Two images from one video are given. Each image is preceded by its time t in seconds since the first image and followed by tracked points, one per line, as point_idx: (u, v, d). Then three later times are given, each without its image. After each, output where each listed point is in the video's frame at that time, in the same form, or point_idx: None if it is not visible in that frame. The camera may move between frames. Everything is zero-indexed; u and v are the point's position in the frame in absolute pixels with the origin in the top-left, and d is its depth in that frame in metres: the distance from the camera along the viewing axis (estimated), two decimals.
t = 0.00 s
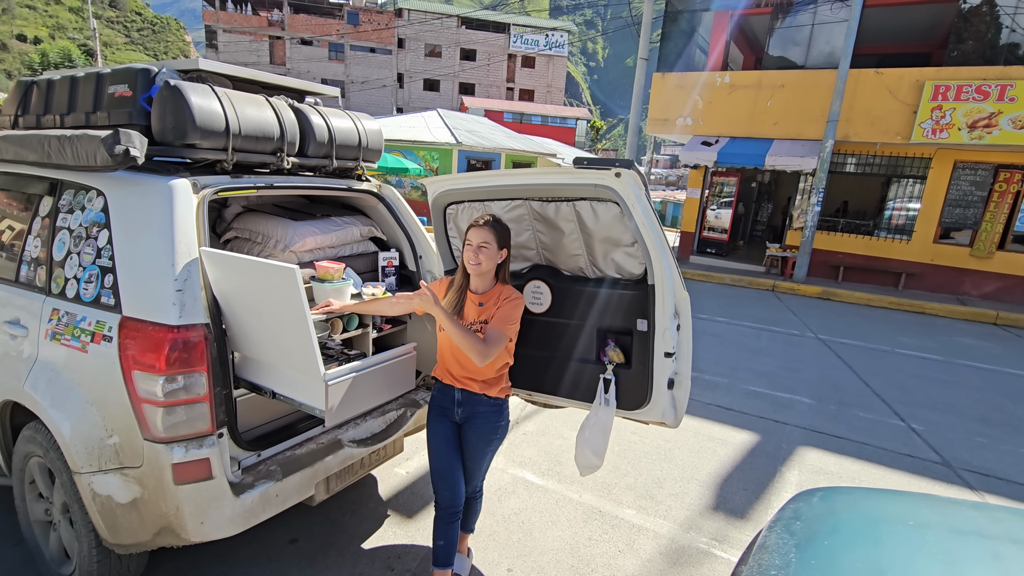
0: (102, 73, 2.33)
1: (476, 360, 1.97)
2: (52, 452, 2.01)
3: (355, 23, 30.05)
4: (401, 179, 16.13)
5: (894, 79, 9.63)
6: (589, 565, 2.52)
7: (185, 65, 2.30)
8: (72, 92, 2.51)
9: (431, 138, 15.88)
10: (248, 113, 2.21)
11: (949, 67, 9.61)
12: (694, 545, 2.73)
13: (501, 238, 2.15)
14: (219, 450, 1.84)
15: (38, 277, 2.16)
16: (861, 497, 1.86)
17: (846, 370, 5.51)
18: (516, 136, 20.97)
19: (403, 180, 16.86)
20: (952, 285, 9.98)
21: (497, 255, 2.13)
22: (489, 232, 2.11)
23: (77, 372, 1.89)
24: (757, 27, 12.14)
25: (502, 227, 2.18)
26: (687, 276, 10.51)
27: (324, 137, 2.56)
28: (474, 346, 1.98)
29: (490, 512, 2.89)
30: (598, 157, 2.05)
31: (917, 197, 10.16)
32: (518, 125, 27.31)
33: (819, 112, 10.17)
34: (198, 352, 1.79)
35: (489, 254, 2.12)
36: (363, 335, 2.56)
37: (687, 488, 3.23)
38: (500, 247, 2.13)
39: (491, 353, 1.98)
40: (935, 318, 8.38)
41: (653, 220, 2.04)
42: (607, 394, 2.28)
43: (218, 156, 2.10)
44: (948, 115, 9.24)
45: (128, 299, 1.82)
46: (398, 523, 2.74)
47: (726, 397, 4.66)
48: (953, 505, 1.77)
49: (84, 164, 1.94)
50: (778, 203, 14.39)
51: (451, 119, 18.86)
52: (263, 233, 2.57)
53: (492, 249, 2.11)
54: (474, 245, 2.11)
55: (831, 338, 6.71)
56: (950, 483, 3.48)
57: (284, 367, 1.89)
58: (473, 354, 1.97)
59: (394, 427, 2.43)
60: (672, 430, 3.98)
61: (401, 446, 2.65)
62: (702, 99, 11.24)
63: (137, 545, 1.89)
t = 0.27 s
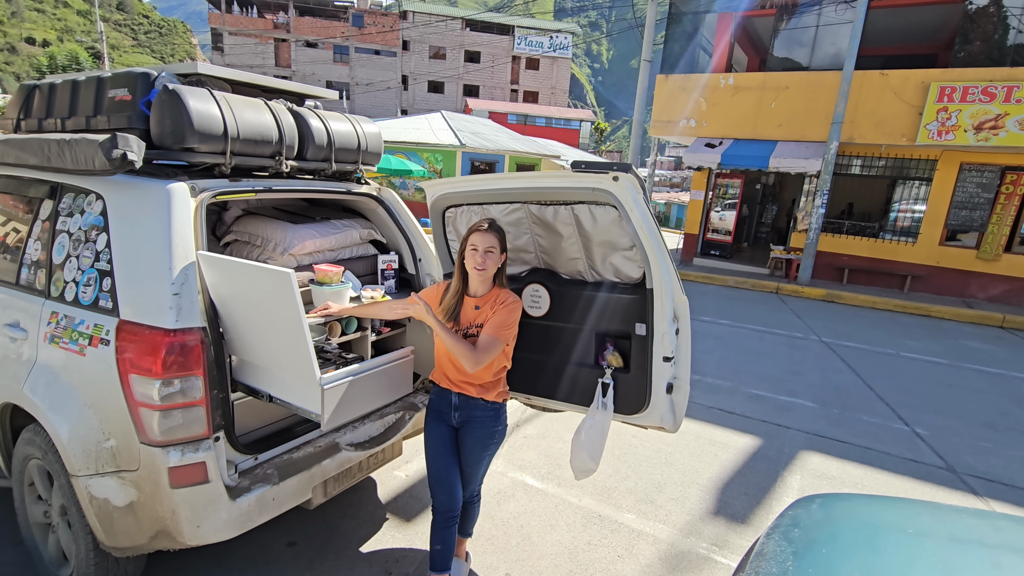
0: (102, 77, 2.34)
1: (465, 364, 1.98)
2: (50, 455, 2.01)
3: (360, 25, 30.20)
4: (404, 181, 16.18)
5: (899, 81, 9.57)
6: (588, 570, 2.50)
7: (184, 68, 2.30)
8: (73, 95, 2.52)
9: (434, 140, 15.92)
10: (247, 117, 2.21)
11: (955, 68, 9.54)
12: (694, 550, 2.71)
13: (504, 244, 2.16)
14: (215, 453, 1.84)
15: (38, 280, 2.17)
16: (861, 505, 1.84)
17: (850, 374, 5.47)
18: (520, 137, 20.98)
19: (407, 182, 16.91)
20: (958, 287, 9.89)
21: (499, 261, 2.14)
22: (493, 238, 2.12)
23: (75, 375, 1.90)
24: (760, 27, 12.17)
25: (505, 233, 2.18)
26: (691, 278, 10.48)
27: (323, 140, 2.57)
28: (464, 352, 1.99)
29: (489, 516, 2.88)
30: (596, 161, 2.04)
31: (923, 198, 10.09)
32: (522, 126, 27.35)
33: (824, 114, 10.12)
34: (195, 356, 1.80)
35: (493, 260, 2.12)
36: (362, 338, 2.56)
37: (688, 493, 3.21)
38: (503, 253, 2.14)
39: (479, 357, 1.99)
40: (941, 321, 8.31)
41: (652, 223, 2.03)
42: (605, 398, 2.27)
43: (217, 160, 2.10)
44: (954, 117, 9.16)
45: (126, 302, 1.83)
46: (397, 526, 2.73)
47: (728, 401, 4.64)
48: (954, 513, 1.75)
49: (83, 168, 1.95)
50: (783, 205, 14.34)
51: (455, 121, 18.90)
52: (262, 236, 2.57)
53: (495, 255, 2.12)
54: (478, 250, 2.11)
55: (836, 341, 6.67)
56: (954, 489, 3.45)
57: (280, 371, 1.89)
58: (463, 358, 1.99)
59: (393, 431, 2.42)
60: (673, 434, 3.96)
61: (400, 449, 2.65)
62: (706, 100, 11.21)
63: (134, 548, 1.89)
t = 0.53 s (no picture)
0: (105, 78, 2.35)
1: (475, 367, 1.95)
2: (52, 454, 2.02)
3: (366, 26, 30.31)
4: (409, 181, 16.21)
5: (908, 80, 9.48)
6: (590, 572, 2.48)
7: (186, 69, 2.31)
8: (76, 96, 2.53)
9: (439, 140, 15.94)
10: (248, 116, 2.21)
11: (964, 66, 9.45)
12: (697, 553, 2.68)
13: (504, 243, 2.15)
14: (215, 454, 1.84)
15: (40, 279, 2.18)
16: (866, 509, 1.81)
17: (857, 375, 5.42)
18: (525, 137, 20.96)
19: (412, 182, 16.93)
20: (968, 288, 9.78)
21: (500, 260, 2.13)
22: (493, 237, 2.11)
23: (76, 374, 1.90)
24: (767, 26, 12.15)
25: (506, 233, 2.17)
26: (696, 278, 10.42)
27: (324, 140, 2.56)
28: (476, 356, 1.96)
29: (491, 517, 2.87)
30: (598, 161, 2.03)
31: (931, 198, 9.99)
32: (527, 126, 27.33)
33: (831, 114, 10.04)
34: (194, 356, 1.79)
35: (494, 259, 2.11)
36: (363, 338, 2.55)
37: (691, 495, 3.19)
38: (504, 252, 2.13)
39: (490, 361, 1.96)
40: (950, 323, 8.22)
41: (654, 223, 2.02)
42: (607, 399, 2.25)
43: (218, 161, 2.11)
44: (963, 116, 9.08)
45: (126, 302, 1.83)
46: (398, 527, 2.73)
47: (733, 402, 4.60)
48: (961, 518, 1.72)
49: (84, 168, 1.95)
50: (790, 205, 14.24)
51: (460, 121, 18.90)
52: (264, 236, 2.57)
53: (496, 254, 2.11)
54: (478, 249, 2.10)
55: (842, 342, 6.61)
56: (962, 492, 3.40)
57: (280, 372, 1.88)
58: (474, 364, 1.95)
59: (394, 431, 2.42)
60: (677, 435, 3.94)
61: (401, 450, 2.64)
62: (712, 100, 11.15)
63: (134, 548, 1.89)
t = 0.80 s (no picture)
0: (116, 79, 2.38)
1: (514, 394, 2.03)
2: (62, 451, 2.05)
3: (376, 27, 30.50)
4: (419, 181, 16.27)
5: (922, 78, 9.33)
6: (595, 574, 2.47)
7: (195, 70, 2.32)
8: (88, 97, 2.57)
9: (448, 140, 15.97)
10: (254, 117, 2.23)
11: (981, 64, 9.29)
12: (705, 556, 2.66)
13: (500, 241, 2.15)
14: (221, 452, 1.85)
15: (52, 278, 2.21)
16: (876, 513, 1.78)
17: (869, 377, 5.34)
18: (534, 137, 20.94)
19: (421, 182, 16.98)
20: (984, 289, 9.62)
21: (498, 257, 2.13)
22: (489, 235, 2.11)
23: (85, 373, 1.92)
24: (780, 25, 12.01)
25: (502, 230, 2.17)
26: (706, 279, 10.35)
27: (331, 140, 2.57)
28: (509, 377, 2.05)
29: (497, 517, 2.86)
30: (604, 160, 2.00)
31: (946, 198, 9.84)
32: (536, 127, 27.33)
33: (843, 113, 9.91)
34: (201, 355, 1.81)
35: (491, 256, 2.11)
36: (370, 338, 2.55)
37: (699, 497, 3.16)
38: (501, 249, 2.13)
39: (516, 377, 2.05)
40: (965, 324, 8.09)
41: (661, 223, 2.00)
42: (613, 400, 2.24)
43: (226, 161, 2.12)
44: (979, 114, 8.94)
45: (135, 301, 1.85)
46: (404, 527, 2.73)
47: (742, 404, 4.56)
48: (974, 524, 1.68)
49: (94, 168, 1.97)
50: (802, 205, 14.10)
51: (469, 122, 18.94)
52: (272, 236, 2.59)
53: (494, 251, 2.11)
54: (475, 248, 2.10)
55: (854, 344, 6.52)
56: (976, 497, 3.34)
57: (285, 371, 1.89)
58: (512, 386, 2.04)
59: (399, 431, 2.42)
60: (685, 437, 3.91)
61: (407, 450, 2.64)
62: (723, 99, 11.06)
63: (142, 545, 1.91)
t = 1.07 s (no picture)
0: (137, 81, 2.42)
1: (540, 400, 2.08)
2: (83, 447, 2.09)
3: (393, 29, 30.72)
4: (434, 181, 16.34)
5: (948, 75, 9.11)
6: None
7: (214, 71, 2.35)
8: (110, 99, 2.61)
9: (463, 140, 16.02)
10: (271, 117, 2.24)
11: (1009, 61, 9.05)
12: (721, 561, 2.61)
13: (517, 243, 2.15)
14: (236, 450, 1.86)
15: (75, 277, 2.26)
16: (898, 521, 1.73)
17: (891, 382, 5.22)
18: (550, 138, 20.89)
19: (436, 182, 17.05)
20: (1012, 292, 9.35)
21: (514, 259, 2.12)
22: (506, 238, 2.10)
23: (106, 370, 1.96)
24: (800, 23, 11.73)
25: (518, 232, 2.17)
26: (723, 280, 10.22)
27: (347, 140, 2.59)
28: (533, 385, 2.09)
29: (510, 518, 2.85)
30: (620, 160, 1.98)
31: (973, 198, 9.59)
32: (552, 127, 27.28)
33: (866, 111, 9.70)
34: (217, 353, 1.82)
35: (508, 257, 2.10)
36: (384, 337, 2.56)
37: (715, 501, 3.11)
38: (517, 251, 2.13)
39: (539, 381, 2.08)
40: (992, 328, 7.86)
41: (677, 223, 1.97)
42: (628, 403, 2.21)
43: (243, 161, 2.14)
44: (1007, 112, 8.71)
45: (154, 300, 1.87)
46: (417, 527, 2.73)
47: (760, 407, 4.48)
48: (1001, 534, 1.63)
49: (115, 169, 2.01)
50: (822, 206, 13.84)
51: (485, 122, 18.97)
52: (288, 235, 2.61)
53: (510, 253, 2.11)
54: (491, 249, 2.09)
55: (876, 347, 6.38)
56: (1004, 506, 3.24)
57: (300, 370, 1.90)
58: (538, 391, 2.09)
59: (413, 431, 2.43)
60: (701, 440, 3.85)
61: (421, 449, 2.65)
62: (741, 98, 10.90)
63: (160, 540, 1.94)
